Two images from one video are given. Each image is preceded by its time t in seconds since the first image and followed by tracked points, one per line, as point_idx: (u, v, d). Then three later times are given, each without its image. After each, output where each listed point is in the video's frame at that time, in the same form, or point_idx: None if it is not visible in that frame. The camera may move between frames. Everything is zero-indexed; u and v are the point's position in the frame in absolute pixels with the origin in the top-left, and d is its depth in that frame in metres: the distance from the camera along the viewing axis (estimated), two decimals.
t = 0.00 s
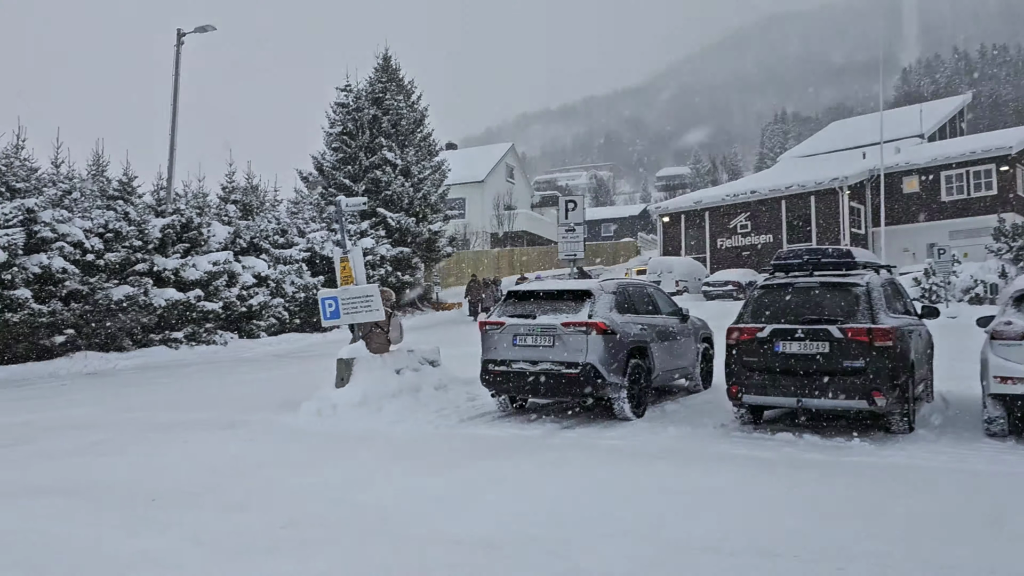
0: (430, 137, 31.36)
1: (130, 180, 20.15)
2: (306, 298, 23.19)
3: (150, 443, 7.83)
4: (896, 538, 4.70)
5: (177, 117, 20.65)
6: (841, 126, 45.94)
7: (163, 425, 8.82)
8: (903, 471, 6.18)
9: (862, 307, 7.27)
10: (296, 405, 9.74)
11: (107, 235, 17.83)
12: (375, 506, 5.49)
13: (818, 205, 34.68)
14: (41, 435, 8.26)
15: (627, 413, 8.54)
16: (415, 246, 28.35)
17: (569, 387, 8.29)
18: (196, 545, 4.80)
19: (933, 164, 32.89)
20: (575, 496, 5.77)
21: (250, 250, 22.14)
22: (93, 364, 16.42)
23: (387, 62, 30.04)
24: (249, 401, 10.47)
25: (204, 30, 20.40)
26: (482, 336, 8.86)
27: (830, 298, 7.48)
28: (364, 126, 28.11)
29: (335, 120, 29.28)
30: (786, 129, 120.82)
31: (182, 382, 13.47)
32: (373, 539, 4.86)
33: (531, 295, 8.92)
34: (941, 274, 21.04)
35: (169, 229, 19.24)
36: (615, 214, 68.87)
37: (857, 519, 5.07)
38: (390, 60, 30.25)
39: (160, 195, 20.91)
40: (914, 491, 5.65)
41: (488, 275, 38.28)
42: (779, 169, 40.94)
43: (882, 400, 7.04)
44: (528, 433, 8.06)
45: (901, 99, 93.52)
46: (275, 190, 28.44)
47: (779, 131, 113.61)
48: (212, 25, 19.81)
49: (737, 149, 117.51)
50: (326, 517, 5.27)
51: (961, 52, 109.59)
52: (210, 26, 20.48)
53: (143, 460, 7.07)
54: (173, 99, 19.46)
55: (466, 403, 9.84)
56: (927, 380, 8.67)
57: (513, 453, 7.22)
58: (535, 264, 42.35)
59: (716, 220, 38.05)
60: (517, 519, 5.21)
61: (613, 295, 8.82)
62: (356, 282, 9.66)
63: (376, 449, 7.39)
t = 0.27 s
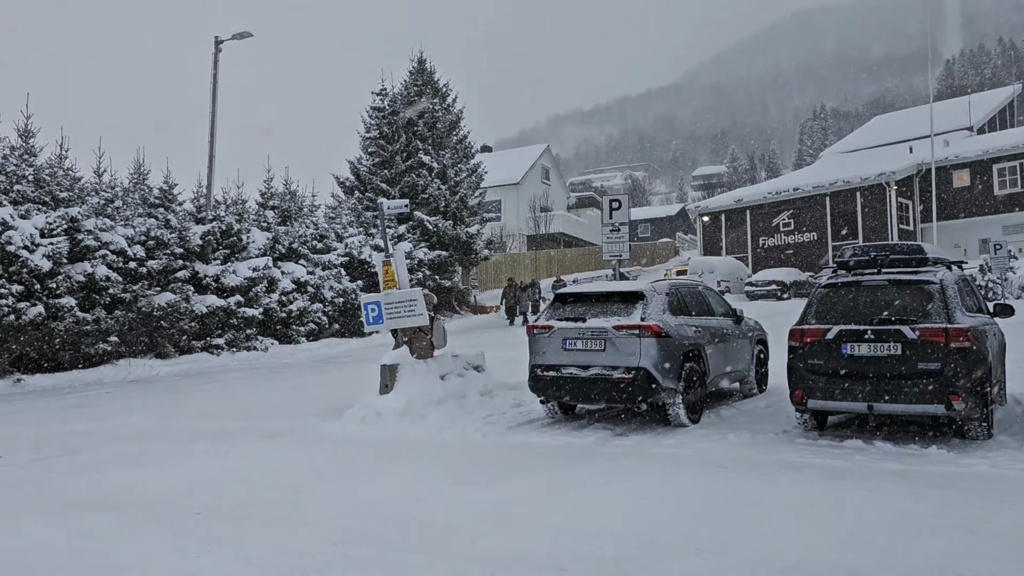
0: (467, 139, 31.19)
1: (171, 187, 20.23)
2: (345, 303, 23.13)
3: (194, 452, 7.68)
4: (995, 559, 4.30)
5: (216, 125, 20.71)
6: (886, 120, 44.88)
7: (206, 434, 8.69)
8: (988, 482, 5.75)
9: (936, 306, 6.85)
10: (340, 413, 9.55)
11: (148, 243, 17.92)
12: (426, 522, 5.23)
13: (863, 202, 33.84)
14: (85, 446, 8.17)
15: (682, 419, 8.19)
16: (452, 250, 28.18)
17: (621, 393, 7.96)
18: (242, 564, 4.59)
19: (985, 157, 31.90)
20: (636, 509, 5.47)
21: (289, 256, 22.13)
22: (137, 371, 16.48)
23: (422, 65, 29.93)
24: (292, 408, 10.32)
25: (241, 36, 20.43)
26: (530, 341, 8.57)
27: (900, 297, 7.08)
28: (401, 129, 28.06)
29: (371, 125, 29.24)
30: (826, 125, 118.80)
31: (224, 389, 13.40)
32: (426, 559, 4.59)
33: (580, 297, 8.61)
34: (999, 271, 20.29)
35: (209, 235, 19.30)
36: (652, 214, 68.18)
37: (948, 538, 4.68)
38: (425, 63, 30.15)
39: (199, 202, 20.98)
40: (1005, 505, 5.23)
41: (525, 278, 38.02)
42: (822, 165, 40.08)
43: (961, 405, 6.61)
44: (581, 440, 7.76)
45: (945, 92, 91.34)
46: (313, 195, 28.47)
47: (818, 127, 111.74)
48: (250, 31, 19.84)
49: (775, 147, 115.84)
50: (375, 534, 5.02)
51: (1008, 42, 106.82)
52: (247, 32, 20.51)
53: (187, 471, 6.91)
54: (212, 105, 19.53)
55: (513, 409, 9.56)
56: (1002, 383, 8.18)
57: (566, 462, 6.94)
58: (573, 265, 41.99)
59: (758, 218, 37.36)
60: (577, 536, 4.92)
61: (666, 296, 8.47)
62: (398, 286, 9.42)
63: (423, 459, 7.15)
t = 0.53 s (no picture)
0: (506, 141, 30.97)
1: (214, 193, 20.29)
2: (387, 306, 23.03)
3: (241, 459, 7.53)
4: None
5: (257, 129, 20.75)
6: (935, 113, 43.65)
7: (252, 440, 8.55)
8: None
9: (1021, 302, 6.39)
10: (387, 418, 9.36)
11: (192, 248, 18.00)
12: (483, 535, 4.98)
13: (913, 197, 32.90)
14: (132, 452, 8.07)
15: (744, 423, 7.81)
16: (493, 252, 27.97)
17: (679, 396, 7.60)
18: None
19: None
20: (703, 520, 5.15)
21: (331, 259, 22.09)
22: (182, 377, 16.52)
23: (461, 66, 29.80)
24: (338, 413, 10.16)
25: (281, 41, 20.41)
26: (582, 343, 8.25)
27: (981, 293, 6.62)
28: (440, 131, 27.92)
29: (410, 128, 29.16)
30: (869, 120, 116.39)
31: (269, 393, 13.33)
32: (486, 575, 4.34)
33: (633, 297, 8.26)
34: None
35: (251, 240, 19.32)
36: (693, 213, 67.30)
37: None
38: (464, 64, 30.00)
39: (241, 207, 21.04)
40: None
41: (566, 279, 37.69)
42: (869, 161, 39.12)
43: None
44: (637, 446, 7.44)
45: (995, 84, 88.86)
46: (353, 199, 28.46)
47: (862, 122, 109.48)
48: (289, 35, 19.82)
49: (817, 144, 113.82)
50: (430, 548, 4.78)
51: None
52: (287, 37, 20.52)
53: (234, 479, 6.76)
54: (253, 110, 19.54)
55: (564, 414, 9.27)
56: None
57: (623, 470, 6.64)
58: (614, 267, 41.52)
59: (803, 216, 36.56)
60: (644, 551, 4.61)
61: (725, 295, 8.09)
62: (445, 287, 9.18)
63: (474, 467, 6.90)
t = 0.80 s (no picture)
0: (539, 141, 30.70)
1: (249, 197, 20.26)
2: (422, 309, 22.85)
3: (279, 467, 7.34)
4: None
5: (290, 133, 20.73)
6: (980, 105, 42.50)
7: (290, 446, 8.37)
8: None
9: None
10: (426, 423, 9.14)
11: (228, 253, 18.02)
12: (532, 552, 4.71)
13: (959, 191, 32.02)
14: (170, 460, 7.93)
15: (799, 428, 7.44)
16: (528, 253, 27.73)
17: (731, 400, 7.26)
18: None
19: None
20: (767, 534, 4.84)
21: (365, 262, 21.97)
22: (219, 382, 16.49)
23: (493, 67, 29.61)
24: (376, 418, 9.96)
25: (314, 45, 20.33)
26: (627, 345, 7.94)
27: None
28: (473, 133, 27.77)
29: (443, 129, 29.07)
30: (908, 115, 114.20)
31: (307, 398, 13.20)
32: None
33: (680, 296, 7.93)
34: None
35: (287, 244, 19.30)
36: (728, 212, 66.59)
37: None
38: (496, 64, 29.80)
39: (276, 211, 21.03)
40: None
41: (601, 280, 37.31)
42: (911, 155, 38.22)
43: None
44: (689, 452, 7.12)
45: None
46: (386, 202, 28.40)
47: (900, 118, 107.39)
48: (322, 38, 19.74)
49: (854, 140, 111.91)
50: (478, 564, 4.54)
51: None
52: (320, 40, 20.46)
53: (272, 488, 6.58)
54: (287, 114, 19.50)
55: (608, 418, 8.98)
56: None
57: (676, 477, 6.33)
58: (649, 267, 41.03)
59: (844, 212, 35.83)
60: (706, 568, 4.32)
61: (776, 293, 7.72)
62: (484, 288, 8.91)
63: (518, 475, 6.65)
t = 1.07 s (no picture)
0: (568, 143, 30.37)
1: (277, 202, 20.12)
2: (450, 314, 22.60)
3: (309, 478, 7.06)
4: None
5: (318, 137, 20.59)
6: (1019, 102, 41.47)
7: (319, 456, 8.10)
8: None
9: None
10: (459, 432, 8.83)
11: (256, 258, 17.89)
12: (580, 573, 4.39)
13: (1000, 190, 31.19)
14: (197, 469, 7.68)
15: (853, 438, 7.03)
16: (557, 257, 27.41)
17: (781, 408, 6.87)
18: None
19: None
20: (833, 556, 4.47)
21: (393, 267, 21.76)
22: (248, 388, 16.33)
23: (520, 69, 29.35)
24: (407, 427, 9.67)
25: (341, 48, 20.18)
26: (669, 350, 7.58)
27: None
28: (500, 136, 27.54)
29: (470, 132, 28.87)
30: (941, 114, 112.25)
31: (336, 404, 12.96)
32: None
33: (724, 299, 7.56)
34: None
35: (314, 249, 19.16)
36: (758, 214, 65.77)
37: None
38: (523, 67, 29.54)
39: (304, 216, 20.88)
40: None
41: (631, 284, 36.85)
42: (948, 155, 37.36)
43: None
44: (738, 463, 6.74)
45: None
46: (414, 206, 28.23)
47: (933, 118, 105.57)
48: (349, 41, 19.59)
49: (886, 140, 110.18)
50: None
51: None
52: (347, 43, 20.30)
53: (302, 501, 6.32)
54: (314, 118, 19.37)
55: (648, 427, 8.62)
56: None
57: (728, 491, 5.96)
58: (679, 270, 40.52)
59: (881, 213, 35.15)
60: None
61: (828, 295, 7.32)
62: (518, 292, 8.59)
63: (558, 487, 6.33)
